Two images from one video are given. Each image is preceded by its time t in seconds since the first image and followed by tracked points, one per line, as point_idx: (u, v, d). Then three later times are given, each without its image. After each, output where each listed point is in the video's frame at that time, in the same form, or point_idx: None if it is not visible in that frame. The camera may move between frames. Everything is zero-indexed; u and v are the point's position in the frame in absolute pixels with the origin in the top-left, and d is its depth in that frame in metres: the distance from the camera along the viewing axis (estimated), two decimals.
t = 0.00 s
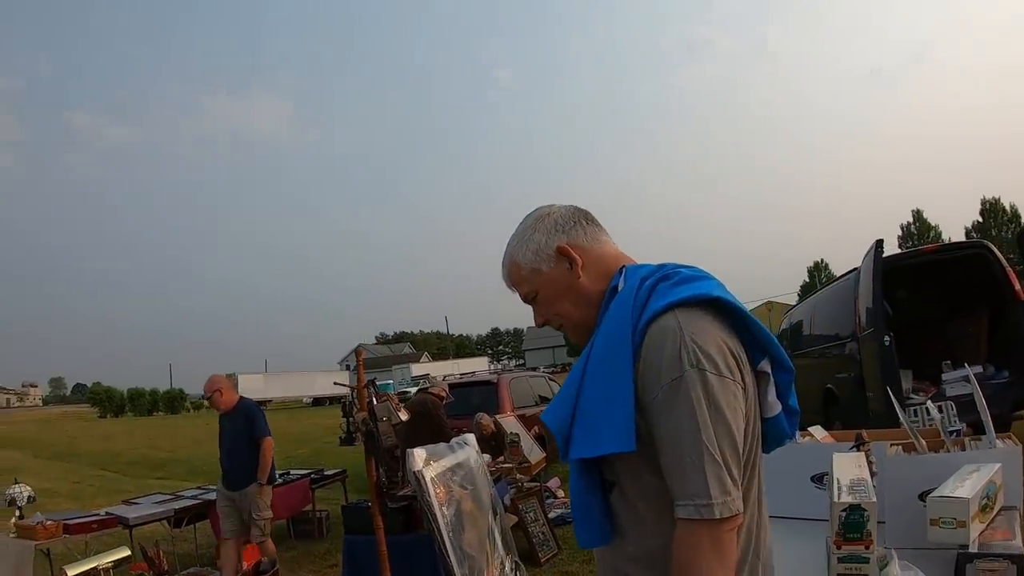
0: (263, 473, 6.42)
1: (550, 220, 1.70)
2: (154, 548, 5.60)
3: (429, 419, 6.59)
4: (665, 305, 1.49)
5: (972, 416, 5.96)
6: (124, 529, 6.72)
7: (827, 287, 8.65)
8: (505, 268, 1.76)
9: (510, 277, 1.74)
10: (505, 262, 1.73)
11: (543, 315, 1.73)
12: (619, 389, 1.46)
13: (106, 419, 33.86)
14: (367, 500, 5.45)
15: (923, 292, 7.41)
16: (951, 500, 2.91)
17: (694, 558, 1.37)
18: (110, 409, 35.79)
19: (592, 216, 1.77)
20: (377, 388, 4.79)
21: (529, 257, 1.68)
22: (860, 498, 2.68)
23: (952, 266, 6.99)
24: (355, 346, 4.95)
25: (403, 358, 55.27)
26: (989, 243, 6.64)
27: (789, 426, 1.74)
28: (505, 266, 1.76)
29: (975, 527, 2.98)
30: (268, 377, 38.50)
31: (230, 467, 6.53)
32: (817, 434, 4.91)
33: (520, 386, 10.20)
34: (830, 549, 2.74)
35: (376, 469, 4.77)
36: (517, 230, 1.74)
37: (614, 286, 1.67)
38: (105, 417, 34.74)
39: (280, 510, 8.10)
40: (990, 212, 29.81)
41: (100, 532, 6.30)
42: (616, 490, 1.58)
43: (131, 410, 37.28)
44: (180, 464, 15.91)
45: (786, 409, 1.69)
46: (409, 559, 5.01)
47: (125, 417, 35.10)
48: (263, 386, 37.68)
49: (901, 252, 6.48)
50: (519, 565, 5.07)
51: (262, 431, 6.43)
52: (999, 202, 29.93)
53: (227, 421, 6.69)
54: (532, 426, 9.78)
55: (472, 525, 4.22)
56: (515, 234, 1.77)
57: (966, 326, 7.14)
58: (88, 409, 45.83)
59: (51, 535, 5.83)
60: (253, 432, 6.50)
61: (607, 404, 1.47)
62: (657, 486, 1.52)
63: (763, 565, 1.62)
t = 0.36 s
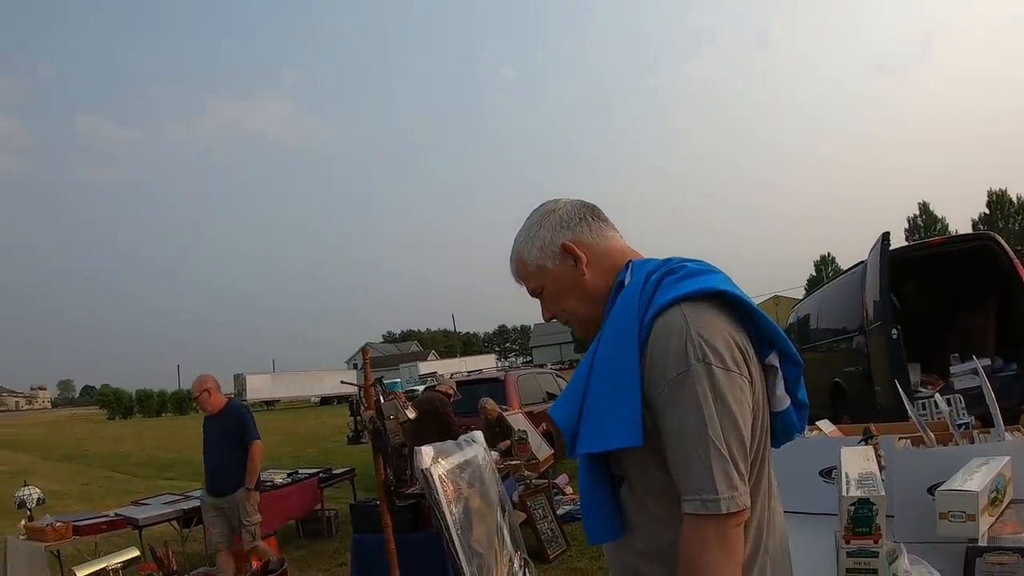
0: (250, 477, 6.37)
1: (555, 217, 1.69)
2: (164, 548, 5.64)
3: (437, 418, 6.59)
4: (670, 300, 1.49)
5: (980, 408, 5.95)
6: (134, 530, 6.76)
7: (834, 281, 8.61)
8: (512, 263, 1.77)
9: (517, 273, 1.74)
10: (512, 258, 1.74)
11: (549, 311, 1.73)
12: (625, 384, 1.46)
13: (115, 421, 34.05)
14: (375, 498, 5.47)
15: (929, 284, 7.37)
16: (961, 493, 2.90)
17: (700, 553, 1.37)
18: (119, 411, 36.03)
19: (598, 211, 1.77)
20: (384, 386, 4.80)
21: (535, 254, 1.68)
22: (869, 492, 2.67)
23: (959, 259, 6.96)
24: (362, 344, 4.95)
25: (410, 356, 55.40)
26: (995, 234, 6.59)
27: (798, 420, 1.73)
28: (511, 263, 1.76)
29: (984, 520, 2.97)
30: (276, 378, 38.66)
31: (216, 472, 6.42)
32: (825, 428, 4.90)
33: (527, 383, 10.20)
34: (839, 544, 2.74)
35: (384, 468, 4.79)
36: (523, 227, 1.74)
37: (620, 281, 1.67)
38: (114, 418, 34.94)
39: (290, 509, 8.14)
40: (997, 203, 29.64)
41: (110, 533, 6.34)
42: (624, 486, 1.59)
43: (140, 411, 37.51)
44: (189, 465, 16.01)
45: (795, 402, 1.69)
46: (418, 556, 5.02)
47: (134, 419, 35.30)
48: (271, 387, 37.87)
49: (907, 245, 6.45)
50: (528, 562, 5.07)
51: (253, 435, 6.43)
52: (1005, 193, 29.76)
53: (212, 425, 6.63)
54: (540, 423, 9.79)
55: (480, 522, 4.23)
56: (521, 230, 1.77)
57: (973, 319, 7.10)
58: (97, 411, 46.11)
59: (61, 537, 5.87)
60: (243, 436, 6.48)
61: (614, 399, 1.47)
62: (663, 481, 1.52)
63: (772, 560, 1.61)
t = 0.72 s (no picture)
0: (230, 482, 6.01)
1: (562, 214, 1.69)
2: (171, 550, 5.66)
3: (444, 418, 6.59)
4: (678, 297, 1.49)
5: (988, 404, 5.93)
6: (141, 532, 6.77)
7: (840, 277, 8.59)
8: (519, 261, 1.77)
9: (524, 270, 1.75)
10: (518, 256, 1.74)
11: (556, 310, 1.74)
12: (634, 382, 1.46)
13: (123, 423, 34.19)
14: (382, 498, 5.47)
15: (935, 279, 7.33)
16: (970, 490, 2.89)
17: (712, 550, 1.37)
18: (127, 412, 36.19)
19: (606, 209, 1.76)
20: (389, 387, 4.81)
21: (542, 251, 1.68)
22: (878, 490, 2.66)
23: (966, 254, 6.93)
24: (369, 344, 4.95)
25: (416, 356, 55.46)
26: (1002, 228, 6.53)
27: (807, 417, 1.73)
28: (518, 259, 1.76)
29: (994, 518, 2.96)
30: (282, 378, 38.76)
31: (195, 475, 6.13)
32: (833, 425, 4.89)
33: (533, 382, 10.20)
34: (849, 543, 2.73)
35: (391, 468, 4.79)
36: (531, 224, 1.74)
37: (628, 280, 1.66)
38: (122, 420, 35.11)
39: (296, 509, 8.15)
40: (1003, 197, 29.54)
41: (117, 536, 6.35)
42: (634, 485, 1.58)
43: (148, 412, 37.72)
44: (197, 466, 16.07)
45: (804, 400, 1.68)
46: (425, 556, 5.02)
47: (142, 420, 35.45)
48: (278, 387, 37.99)
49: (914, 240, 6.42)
50: (536, 561, 5.06)
51: (237, 437, 6.06)
52: (1011, 187, 29.65)
53: (196, 426, 6.27)
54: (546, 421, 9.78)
55: (488, 522, 4.23)
56: (529, 227, 1.77)
57: (981, 314, 7.07)
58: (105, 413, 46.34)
59: (69, 539, 5.90)
60: (225, 438, 6.11)
61: (623, 397, 1.47)
62: (673, 479, 1.52)
63: (783, 557, 1.61)
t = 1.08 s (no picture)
0: (208, 490, 5.81)
1: (564, 213, 1.68)
2: (168, 553, 5.63)
3: (443, 419, 6.57)
4: (679, 298, 1.47)
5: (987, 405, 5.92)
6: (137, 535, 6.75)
7: (838, 278, 8.59)
8: (520, 257, 1.76)
9: (524, 267, 1.73)
10: (518, 252, 1.72)
11: (554, 308, 1.72)
12: (633, 383, 1.45)
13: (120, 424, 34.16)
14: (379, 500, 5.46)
15: (933, 280, 7.33)
16: (971, 493, 2.88)
17: (712, 553, 1.35)
18: (124, 414, 36.24)
19: (608, 210, 1.75)
20: (387, 388, 4.79)
21: (543, 248, 1.67)
22: (879, 493, 2.65)
23: (965, 255, 6.93)
24: (367, 346, 4.94)
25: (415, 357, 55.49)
26: (999, 229, 6.53)
27: (808, 420, 1.71)
28: (517, 256, 1.75)
29: (996, 521, 2.95)
30: (280, 380, 38.76)
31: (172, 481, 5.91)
32: (832, 427, 4.88)
33: (531, 383, 10.19)
34: (850, 546, 2.72)
35: (389, 471, 4.77)
36: (532, 221, 1.73)
37: (628, 281, 1.65)
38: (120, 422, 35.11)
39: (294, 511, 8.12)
40: (1000, 198, 29.61)
41: (113, 539, 6.35)
42: (633, 488, 1.57)
43: (146, 414, 37.70)
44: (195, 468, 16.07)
45: (804, 403, 1.67)
46: (424, 558, 5.00)
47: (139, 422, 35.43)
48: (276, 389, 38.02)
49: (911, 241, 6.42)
50: (534, 563, 5.04)
51: (217, 443, 5.88)
52: (1008, 188, 29.71)
53: (172, 430, 6.03)
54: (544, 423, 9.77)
55: (486, 524, 4.21)
56: (530, 224, 1.76)
57: (979, 315, 7.06)
58: (102, 414, 46.34)
59: (65, 542, 5.88)
60: (205, 443, 5.92)
61: (622, 398, 1.46)
62: (672, 482, 1.51)
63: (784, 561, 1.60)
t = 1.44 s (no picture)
0: (185, 494, 5.79)
1: (566, 210, 1.67)
2: (161, 554, 5.60)
3: (439, 420, 6.56)
4: (680, 298, 1.46)
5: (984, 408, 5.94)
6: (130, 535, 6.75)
7: (834, 281, 8.60)
8: (519, 253, 1.74)
9: (523, 263, 1.72)
10: (518, 249, 1.71)
11: (554, 305, 1.71)
12: (633, 383, 1.44)
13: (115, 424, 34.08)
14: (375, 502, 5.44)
15: (929, 283, 7.34)
16: (970, 496, 2.88)
17: (713, 554, 1.34)
18: (119, 414, 36.18)
19: (611, 209, 1.75)
20: (383, 389, 4.78)
21: (544, 245, 1.66)
22: (877, 496, 2.64)
23: (961, 259, 6.93)
24: (363, 346, 4.92)
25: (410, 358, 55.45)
26: (996, 233, 6.55)
27: (807, 423, 1.71)
28: (518, 252, 1.74)
29: (993, 524, 2.95)
30: (276, 380, 38.70)
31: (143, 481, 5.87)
32: (828, 429, 4.88)
33: (527, 385, 10.17)
34: (847, 549, 2.71)
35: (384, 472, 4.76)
36: (533, 218, 1.71)
37: (629, 281, 1.64)
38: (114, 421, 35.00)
39: (290, 511, 8.10)
40: (995, 203, 29.72)
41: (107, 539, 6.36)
42: (631, 489, 1.56)
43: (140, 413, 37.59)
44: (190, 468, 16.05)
45: (804, 405, 1.66)
46: (418, 560, 4.98)
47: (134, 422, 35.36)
48: (272, 389, 37.96)
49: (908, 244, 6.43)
50: (529, 565, 5.02)
51: (191, 442, 5.86)
52: (1004, 193, 29.81)
53: (147, 425, 6.00)
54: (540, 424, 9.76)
55: (481, 525, 4.19)
56: (531, 221, 1.75)
57: (976, 318, 7.08)
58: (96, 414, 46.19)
59: (58, 542, 5.84)
60: (179, 442, 5.91)
61: (623, 398, 1.45)
62: (671, 483, 1.50)
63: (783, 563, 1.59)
